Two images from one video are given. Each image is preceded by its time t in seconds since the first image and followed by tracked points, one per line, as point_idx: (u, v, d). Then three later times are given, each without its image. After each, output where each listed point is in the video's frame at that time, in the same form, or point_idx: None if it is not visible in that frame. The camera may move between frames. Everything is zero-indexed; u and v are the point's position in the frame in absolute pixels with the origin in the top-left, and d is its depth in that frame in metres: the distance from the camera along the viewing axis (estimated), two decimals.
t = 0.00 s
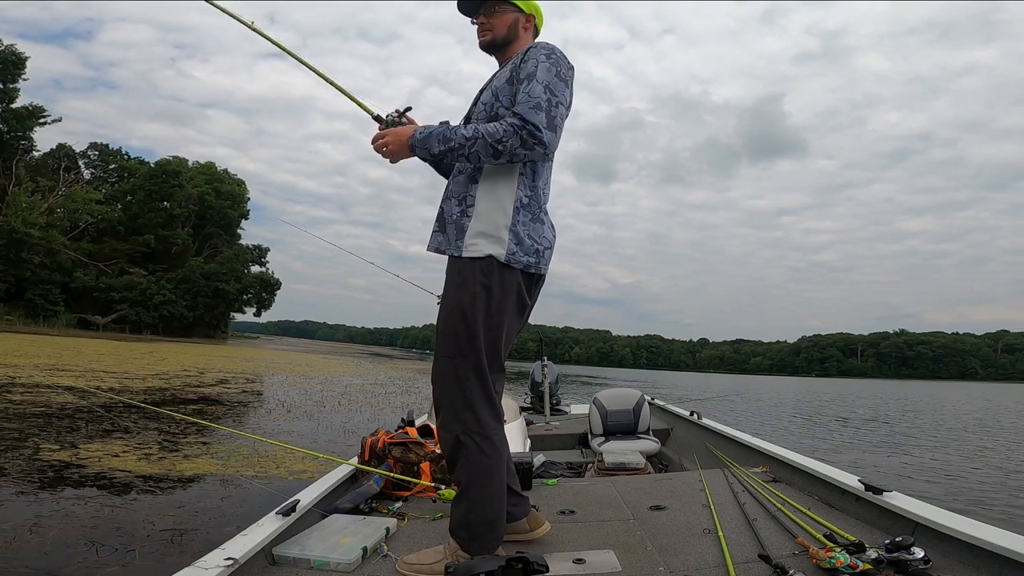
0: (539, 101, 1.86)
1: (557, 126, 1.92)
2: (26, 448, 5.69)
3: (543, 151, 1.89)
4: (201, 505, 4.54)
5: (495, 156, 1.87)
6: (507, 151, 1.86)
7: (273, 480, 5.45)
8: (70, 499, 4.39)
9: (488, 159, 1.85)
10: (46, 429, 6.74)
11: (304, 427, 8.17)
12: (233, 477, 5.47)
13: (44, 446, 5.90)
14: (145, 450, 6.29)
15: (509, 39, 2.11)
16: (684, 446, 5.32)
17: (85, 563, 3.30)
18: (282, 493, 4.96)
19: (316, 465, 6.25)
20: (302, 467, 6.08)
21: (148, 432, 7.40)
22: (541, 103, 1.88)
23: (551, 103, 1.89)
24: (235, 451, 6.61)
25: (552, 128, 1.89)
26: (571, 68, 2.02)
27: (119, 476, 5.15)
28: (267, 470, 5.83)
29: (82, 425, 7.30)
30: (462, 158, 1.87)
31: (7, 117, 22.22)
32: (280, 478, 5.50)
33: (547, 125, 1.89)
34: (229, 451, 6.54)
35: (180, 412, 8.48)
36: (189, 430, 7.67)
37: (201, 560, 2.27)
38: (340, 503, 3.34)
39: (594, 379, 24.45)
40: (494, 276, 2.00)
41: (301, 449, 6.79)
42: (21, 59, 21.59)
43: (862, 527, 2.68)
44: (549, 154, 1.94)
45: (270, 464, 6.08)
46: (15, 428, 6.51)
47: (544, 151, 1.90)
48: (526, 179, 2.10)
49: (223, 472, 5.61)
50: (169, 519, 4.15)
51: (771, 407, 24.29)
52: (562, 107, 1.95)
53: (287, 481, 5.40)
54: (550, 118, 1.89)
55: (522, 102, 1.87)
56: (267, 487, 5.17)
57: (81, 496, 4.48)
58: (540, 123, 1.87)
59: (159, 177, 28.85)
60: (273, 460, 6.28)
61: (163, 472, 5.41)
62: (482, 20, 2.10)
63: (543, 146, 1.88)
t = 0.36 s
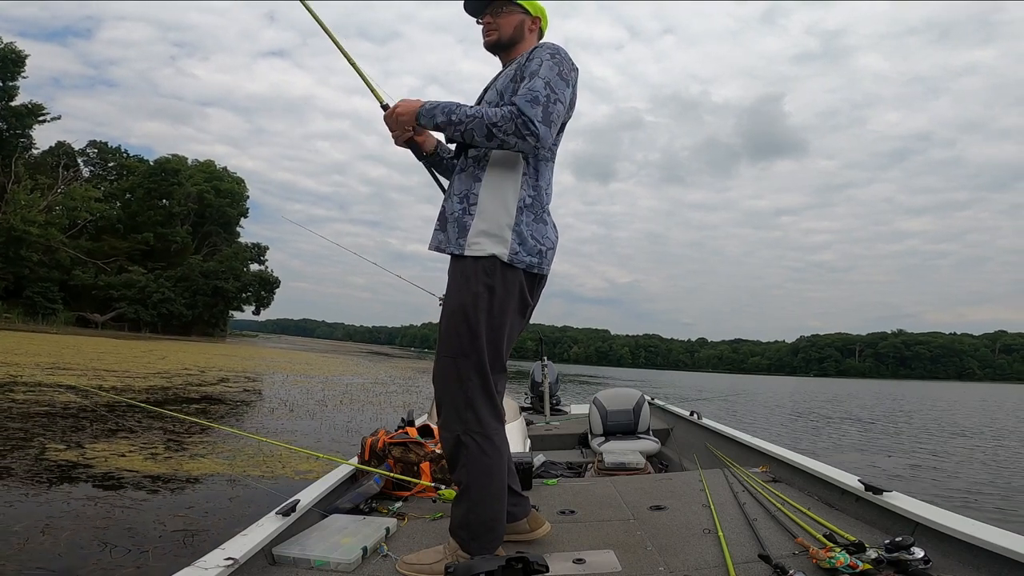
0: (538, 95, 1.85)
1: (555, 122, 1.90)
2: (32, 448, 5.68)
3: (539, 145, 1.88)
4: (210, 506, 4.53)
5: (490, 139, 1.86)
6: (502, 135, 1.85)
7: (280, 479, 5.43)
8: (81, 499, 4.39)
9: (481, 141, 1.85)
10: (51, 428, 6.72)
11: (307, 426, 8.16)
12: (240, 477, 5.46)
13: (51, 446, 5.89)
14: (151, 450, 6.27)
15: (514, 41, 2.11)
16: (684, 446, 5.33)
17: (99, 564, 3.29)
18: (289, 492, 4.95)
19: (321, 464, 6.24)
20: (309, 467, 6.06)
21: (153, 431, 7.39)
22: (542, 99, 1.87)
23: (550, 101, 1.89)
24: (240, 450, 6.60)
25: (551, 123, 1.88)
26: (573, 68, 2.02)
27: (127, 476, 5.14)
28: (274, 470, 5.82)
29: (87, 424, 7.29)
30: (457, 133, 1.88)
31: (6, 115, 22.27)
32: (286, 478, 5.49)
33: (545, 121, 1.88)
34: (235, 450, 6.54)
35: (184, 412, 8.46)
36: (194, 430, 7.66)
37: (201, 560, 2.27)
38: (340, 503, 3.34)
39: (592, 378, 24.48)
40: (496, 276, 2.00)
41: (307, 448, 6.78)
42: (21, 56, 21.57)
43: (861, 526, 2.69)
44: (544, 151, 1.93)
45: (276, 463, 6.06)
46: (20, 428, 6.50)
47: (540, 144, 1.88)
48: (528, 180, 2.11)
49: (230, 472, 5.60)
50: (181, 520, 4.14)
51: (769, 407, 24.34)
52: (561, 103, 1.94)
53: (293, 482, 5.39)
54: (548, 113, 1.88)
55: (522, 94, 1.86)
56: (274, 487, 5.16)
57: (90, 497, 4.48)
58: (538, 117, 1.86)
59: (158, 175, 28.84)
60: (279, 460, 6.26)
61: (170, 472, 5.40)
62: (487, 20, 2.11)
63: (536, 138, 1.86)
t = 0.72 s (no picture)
0: (558, 103, 1.87)
1: (572, 130, 1.94)
2: (38, 449, 5.67)
3: (559, 153, 1.90)
4: (220, 508, 4.52)
5: (510, 149, 1.85)
6: (523, 146, 1.85)
7: (287, 480, 5.43)
8: (91, 500, 4.39)
9: (501, 150, 1.83)
10: (55, 429, 6.71)
11: (311, 426, 8.16)
12: (248, 478, 5.45)
13: (56, 447, 5.87)
14: (156, 451, 6.26)
15: (519, 40, 2.12)
16: (684, 446, 5.33)
17: (115, 567, 3.29)
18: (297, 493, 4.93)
19: (326, 465, 6.23)
20: (314, 468, 6.05)
21: (157, 432, 7.38)
22: (560, 108, 1.89)
23: (568, 108, 1.92)
24: (246, 451, 6.58)
25: (569, 132, 1.91)
26: (582, 75, 2.06)
27: (135, 478, 5.14)
28: (281, 471, 5.81)
29: (91, 425, 7.28)
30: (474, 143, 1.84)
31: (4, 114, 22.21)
32: (293, 479, 5.49)
33: (565, 130, 1.91)
34: (239, 451, 6.55)
35: (186, 412, 8.45)
36: (198, 430, 7.65)
37: (201, 560, 2.28)
38: (340, 503, 3.34)
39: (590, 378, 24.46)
40: (509, 278, 2.01)
41: (312, 449, 6.76)
42: (19, 55, 21.51)
43: (861, 526, 2.70)
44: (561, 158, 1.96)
45: (282, 464, 6.06)
46: (25, 429, 6.48)
47: (560, 153, 1.91)
48: (540, 184, 2.12)
49: (237, 473, 5.59)
50: (191, 522, 4.14)
51: (767, 407, 24.37)
52: (576, 111, 1.97)
53: (299, 482, 5.38)
54: (566, 123, 1.92)
55: (542, 105, 1.87)
56: (282, 488, 5.16)
57: (100, 499, 4.47)
58: (559, 127, 1.88)
59: (156, 174, 28.80)
60: (285, 461, 6.24)
61: (177, 474, 5.39)
62: (492, 19, 2.10)
63: (557, 149, 1.88)
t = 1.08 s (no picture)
0: (572, 117, 1.90)
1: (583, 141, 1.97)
2: (44, 450, 5.66)
3: (574, 165, 1.93)
4: (229, 508, 4.52)
5: (527, 167, 1.87)
6: (539, 163, 1.86)
7: (293, 481, 5.43)
8: (100, 502, 4.38)
9: (519, 170, 1.85)
10: (60, 430, 6.70)
11: (314, 427, 8.16)
12: (254, 478, 5.46)
13: (62, 447, 5.87)
14: (162, 452, 6.26)
15: (520, 50, 2.13)
16: (684, 446, 5.34)
17: (130, 569, 3.29)
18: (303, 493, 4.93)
19: (330, 465, 6.24)
20: (319, 468, 6.06)
21: (161, 432, 7.38)
22: (572, 121, 1.91)
23: (580, 120, 1.95)
24: (250, 451, 6.59)
25: (582, 144, 1.94)
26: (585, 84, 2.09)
27: (142, 478, 5.14)
28: (286, 471, 5.81)
29: (95, 425, 7.28)
30: (492, 166, 1.85)
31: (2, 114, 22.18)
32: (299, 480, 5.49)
33: (578, 141, 1.94)
34: (244, 451, 6.55)
35: (188, 413, 8.46)
36: (201, 430, 7.66)
37: (201, 560, 2.28)
38: (340, 503, 3.34)
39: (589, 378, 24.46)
40: (525, 281, 2.03)
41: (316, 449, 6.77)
42: (16, 54, 21.49)
43: (862, 526, 2.71)
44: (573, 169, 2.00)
45: (287, 465, 6.06)
46: (28, 429, 6.46)
47: (574, 164, 1.94)
48: (551, 190, 2.15)
49: (244, 473, 5.60)
50: (200, 523, 4.14)
51: (765, 407, 24.42)
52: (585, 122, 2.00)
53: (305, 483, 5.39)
54: (579, 133, 1.94)
55: (558, 118, 1.89)
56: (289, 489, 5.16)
57: (109, 500, 4.47)
58: (574, 139, 1.91)
59: (154, 174, 28.78)
60: (290, 462, 6.25)
61: (184, 474, 5.40)
62: (495, 28, 2.10)
63: (572, 161, 1.91)
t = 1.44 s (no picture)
0: (590, 135, 1.94)
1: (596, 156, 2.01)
2: (51, 451, 5.66)
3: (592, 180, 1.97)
4: (238, 508, 4.52)
5: (554, 188, 1.89)
6: (567, 183, 1.90)
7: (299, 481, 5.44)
8: (111, 503, 4.37)
9: (549, 191, 1.87)
10: (65, 430, 6.69)
11: (316, 427, 8.17)
12: (261, 478, 5.47)
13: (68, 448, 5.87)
14: (168, 452, 6.26)
15: (525, 70, 2.15)
16: (684, 446, 5.35)
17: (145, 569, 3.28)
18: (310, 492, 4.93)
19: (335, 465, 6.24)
20: (324, 467, 6.07)
21: (166, 433, 7.38)
22: (588, 138, 1.95)
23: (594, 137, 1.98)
24: (255, 451, 6.60)
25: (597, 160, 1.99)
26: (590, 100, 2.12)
27: (150, 479, 5.14)
28: (292, 471, 5.83)
29: (99, 426, 7.28)
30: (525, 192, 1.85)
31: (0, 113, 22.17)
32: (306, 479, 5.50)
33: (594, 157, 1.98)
34: (249, 451, 6.56)
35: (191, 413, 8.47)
36: (205, 430, 7.67)
37: (201, 560, 2.28)
38: (339, 503, 3.35)
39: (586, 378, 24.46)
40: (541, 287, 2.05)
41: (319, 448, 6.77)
42: (14, 54, 21.46)
43: (861, 527, 2.72)
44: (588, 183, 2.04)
45: (292, 465, 6.08)
46: (33, 430, 6.45)
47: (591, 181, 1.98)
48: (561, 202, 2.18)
49: (250, 473, 5.61)
50: (209, 524, 4.14)
51: (762, 407, 24.47)
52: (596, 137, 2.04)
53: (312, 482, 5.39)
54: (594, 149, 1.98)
55: (576, 138, 1.92)
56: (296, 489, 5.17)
57: (119, 501, 4.47)
58: (592, 156, 1.95)
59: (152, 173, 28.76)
60: (294, 461, 6.26)
61: (190, 474, 5.40)
62: (500, 48, 2.10)
63: (592, 177, 1.95)
